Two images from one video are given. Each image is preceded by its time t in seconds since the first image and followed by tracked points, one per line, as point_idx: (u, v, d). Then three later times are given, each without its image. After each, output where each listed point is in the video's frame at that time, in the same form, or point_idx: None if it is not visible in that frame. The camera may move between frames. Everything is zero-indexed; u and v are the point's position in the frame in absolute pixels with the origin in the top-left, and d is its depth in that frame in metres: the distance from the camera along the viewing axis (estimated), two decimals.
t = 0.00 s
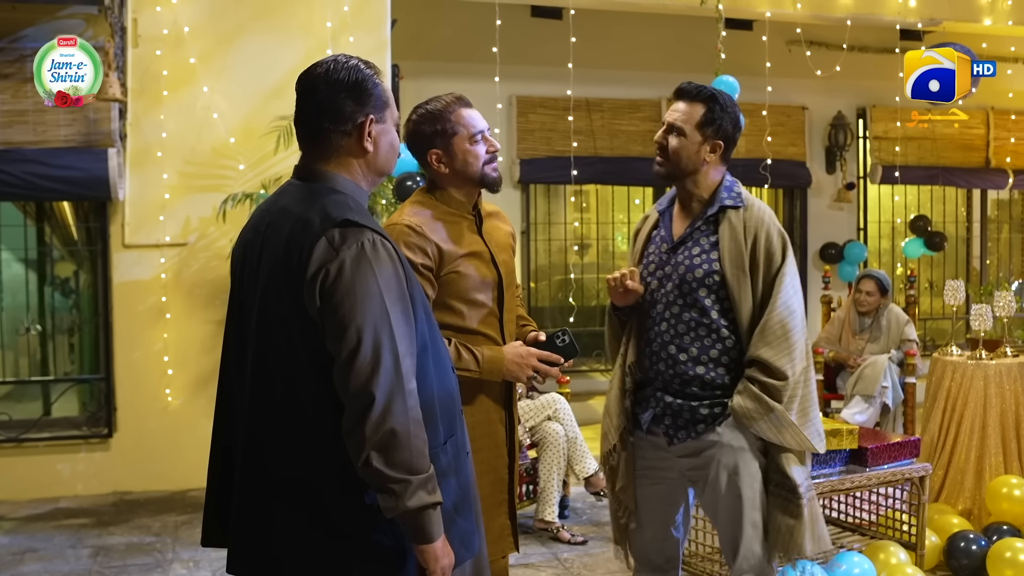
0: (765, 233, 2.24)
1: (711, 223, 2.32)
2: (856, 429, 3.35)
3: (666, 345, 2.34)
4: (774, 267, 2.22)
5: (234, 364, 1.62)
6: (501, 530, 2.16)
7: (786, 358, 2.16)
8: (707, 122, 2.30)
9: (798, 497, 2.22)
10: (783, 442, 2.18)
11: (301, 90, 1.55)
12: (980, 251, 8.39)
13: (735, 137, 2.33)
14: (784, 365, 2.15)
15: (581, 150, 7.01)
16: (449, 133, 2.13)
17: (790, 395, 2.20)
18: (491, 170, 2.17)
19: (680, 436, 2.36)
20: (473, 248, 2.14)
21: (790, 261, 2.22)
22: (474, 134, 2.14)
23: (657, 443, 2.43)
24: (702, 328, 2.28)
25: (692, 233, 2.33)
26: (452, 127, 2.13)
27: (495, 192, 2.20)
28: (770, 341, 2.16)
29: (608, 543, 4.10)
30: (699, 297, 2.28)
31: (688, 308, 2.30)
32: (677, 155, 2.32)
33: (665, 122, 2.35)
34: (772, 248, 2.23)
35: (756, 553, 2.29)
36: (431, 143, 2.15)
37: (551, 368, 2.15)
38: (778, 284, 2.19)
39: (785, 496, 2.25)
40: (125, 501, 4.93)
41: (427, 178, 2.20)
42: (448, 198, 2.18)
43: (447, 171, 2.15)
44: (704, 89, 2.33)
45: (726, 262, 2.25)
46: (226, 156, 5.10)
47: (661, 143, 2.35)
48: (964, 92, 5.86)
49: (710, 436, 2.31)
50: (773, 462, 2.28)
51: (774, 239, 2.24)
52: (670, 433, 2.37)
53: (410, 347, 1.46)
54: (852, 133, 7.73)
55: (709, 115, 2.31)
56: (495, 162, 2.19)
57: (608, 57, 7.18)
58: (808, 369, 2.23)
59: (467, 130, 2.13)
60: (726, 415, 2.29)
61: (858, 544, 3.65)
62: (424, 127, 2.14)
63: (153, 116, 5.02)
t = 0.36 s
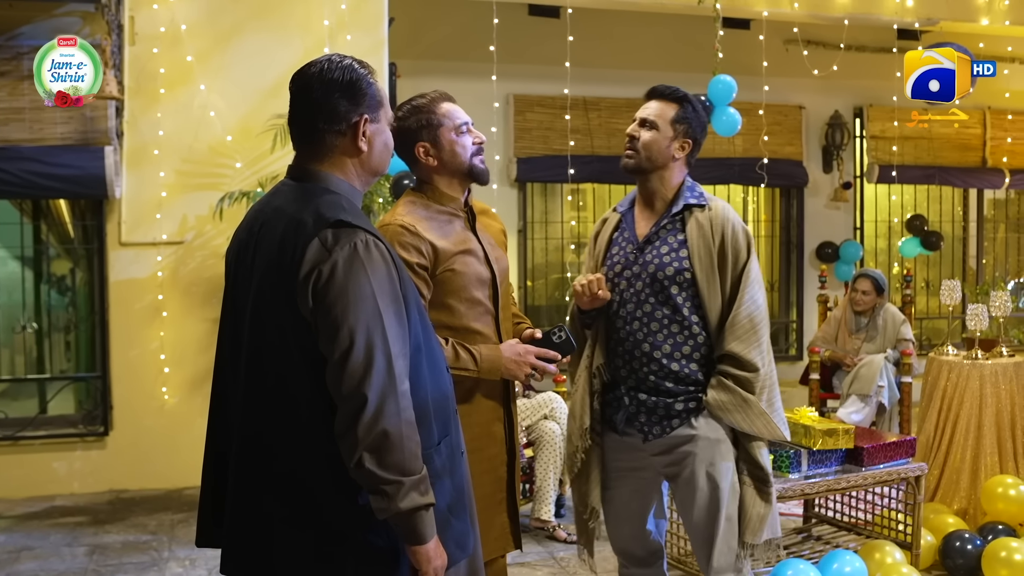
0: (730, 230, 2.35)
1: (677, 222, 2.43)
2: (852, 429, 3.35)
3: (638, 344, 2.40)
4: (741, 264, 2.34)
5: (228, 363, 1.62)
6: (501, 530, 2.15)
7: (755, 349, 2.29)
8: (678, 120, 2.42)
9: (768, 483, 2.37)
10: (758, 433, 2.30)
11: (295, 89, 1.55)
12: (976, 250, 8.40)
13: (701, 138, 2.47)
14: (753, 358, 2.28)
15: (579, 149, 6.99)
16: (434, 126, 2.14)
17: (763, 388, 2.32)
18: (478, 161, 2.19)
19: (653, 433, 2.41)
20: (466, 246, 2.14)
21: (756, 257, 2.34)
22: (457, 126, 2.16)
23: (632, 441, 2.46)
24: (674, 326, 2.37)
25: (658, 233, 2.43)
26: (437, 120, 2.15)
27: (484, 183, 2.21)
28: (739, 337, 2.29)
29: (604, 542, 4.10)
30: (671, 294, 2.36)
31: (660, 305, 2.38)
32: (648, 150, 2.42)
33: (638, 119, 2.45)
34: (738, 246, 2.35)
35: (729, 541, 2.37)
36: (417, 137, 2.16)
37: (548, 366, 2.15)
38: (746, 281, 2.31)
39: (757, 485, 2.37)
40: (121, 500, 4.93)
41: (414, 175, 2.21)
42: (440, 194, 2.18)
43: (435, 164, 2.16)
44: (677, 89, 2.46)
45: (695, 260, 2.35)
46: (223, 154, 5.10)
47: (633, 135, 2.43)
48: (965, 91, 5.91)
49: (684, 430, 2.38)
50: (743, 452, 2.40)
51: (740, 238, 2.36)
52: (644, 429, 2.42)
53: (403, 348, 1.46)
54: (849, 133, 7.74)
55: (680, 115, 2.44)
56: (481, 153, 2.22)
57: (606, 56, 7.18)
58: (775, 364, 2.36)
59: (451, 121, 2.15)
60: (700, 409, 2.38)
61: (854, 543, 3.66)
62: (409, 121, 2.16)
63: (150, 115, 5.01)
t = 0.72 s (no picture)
0: (698, 226, 2.43)
1: (649, 219, 2.47)
2: (832, 428, 3.37)
3: (616, 341, 2.41)
4: (713, 258, 2.42)
5: (207, 365, 1.61)
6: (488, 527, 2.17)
7: (728, 338, 2.36)
8: (627, 117, 2.47)
9: (741, 471, 2.46)
10: (735, 422, 2.38)
11: (273, 89, 1.55)
12: (956, 249, 8.48)
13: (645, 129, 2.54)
14: (729, 347, 2.36)
15: (561, 148, 7.02)
16: (402, 123, 2.14)
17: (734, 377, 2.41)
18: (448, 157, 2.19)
19: (634, 427, 2.41)
20: (441, 243, 2.13)
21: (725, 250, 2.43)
22: (426, 124, 2.16)
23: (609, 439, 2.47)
24: (651, 321, 2.40)
25: (631, 230, 2.47)
26: (406, 117, 2.14)
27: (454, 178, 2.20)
28: (715, 328, 2.36)
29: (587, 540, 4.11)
30: (648, 289, 2.40)
31: (638, 301, 2.40)
32: (618, 150, 2.45)
33: (589, 126, 2.46)
34: (709, 240, 2.43)
35: (707, 533, 2.39)
36: (387, 135, 2.15)
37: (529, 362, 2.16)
38: (717, 273, 2.40)
39: (734, 474, 2.45)
40: (102, 500, 4.90)
41: (384, 174, 2.20)
42: (413, 192, 2.16)
43: (404, 162, 2.15)
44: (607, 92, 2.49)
45: (671, 255, 2.41)
46: (204, 153, 5.06)
47: (598, 147, 2.45)
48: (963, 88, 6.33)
49: (665, 423, 2.39)
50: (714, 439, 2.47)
51: (710, 233, 2.44)
52: (624, 424, 2.42)
53: (381, 350, 1.46)
54: (830, 132, 7.79)
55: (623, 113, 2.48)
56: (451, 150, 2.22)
57: (588, 55, 7.19)
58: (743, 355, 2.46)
59: (418, 119, 2.14)
60: (678, 401, 2.41)
61: (835, 541, 3.69)
62: (377, 120, 2.15)
63: (131, 113, 4.97)
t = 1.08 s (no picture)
0: (660, 231, 2.47)
1: (613, 225, 2.47)
2: (796, 430, 3.40)
3: (588, 346, 2.40)
4: (677, 260, 2.47)
5: (168, 377, 1.59)
6: (448, 532, 2.17)
7: (698, 335, 2.42)
8: (590, 124, 2.46)
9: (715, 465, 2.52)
10: (707, 414, 2.44)
11: (233, 97, 1.53)
12: (918, 250, 8.61)
13: (607, 137, 2.52)
14: (699, 343, 2.41)
15: (528, 150, 7.01)
16: (352, 129, 2.12)
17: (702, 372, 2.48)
18: (398, 163, 2.17)
19: (614, 430, 2.42)
20: (394, 248, 2.12)
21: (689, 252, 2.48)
22: (376, 129, 2.14)
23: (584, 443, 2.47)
24: (623, 324, 2.41)
25: (597, 237, 2.45)
26: (356, 123, 2.12)
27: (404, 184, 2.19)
28: (682, 326, 2.42)
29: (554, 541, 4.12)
30: (620, 294, 2.40)
31: (609, 306, 2.40)
32: (575, 157, 2.44)
33: (551, 131, 2.44)
34: (673, 243, 2.47)
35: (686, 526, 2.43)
36: (337, 141, 2.13)
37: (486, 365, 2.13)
38: (681, 275, 2.45)
39: (708, 466, 2.52)
40: (64, 505, 4.82)
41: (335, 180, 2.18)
42: (364, 198, 2.15)
43: (354, 168, 2.13)
44: (573, 99, 2.49)
45: (639, 259, 2.43)
46: (169, 154, 5.00)
47: (555, 150, 2.43)
48: (957, 88, 6.61)
49: (643, 422, 2.42)
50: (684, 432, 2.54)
51: (674, 236, 2.48)
52: (604, 428, 2.42)
53: (343, 360, 1.45)
54: (794, 134, 7.88)
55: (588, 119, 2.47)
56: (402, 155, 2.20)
57: (554, 57, 7.21)
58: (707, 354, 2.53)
59: (368, 124, 2.13)
60: (654, 398, 2.45)
61: (799, 542, 3.74)
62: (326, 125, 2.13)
63: (94, 114, 4.90)
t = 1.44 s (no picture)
0: (635, 242, 2.45)
1: (587, 233, 2.48)
2: (744, 434, 3.45)
3: (550, 353, 2.41)
4: (649, 271, 2.44)
5: (110, 390, 1.56)
6: (385, 541, 2.16)
7: (663, 355, 2.40)
8: (573, 131, 2.45)
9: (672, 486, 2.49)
10: (667, 435, 2.42)
11: (178, 106, 1.51)
12: (866, 250, 8.78)
13: (594, 144, 2.52)
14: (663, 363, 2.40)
15: (479, 151, 7.00)
16: (291, 136, 2.10)
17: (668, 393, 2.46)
18: (336, 172, 2.16)
19: (568, 440, 2.42)
20: (334, 257, 2.10)
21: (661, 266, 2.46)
22: (315, 137, 2.12)
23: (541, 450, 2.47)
24: (586, 333, 2.41)
25: (567, 243, 2.47)
26: (295, 130, 2.10)
27: (341, 193, 2.18)
28: (650, 344, 2.40)
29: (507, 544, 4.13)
30: (584, 302, 2.40)
31: (574, 313, 2.40)
32: (553, 162, 2.44)
33: (535, 135, 2.45)
34: (645, 254, 2.45)
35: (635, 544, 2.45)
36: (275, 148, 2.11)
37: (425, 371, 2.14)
38: (652, 290, 2.43)
39: (663, 485, 2.49)
40: (7, 513, 4.71)
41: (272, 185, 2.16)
42: (302, 208, 2.14)
43: (293, 175, 2.12)
44: (562, 104, 2.49)
45: (606, 270, 2.42)
46: (116, 155, 4.89)
47: (534, 154, 2.44)
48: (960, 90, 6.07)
49: (600, 437, 2.42)
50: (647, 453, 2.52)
51: (645, 248, 2.46)
52: (557, 437, 2.43)
53: (289, 374, 1.43)
54: (744, 136, 7.99)
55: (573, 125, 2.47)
56: (341, 165, 2.20)
57: (505, 58, 7.22)
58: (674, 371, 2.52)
59: (307, 131, 2.11)
60: (613, 416, 2.44)
61: (748, 543, 3.79)
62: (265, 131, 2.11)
63: (38, 114, 4.78)
